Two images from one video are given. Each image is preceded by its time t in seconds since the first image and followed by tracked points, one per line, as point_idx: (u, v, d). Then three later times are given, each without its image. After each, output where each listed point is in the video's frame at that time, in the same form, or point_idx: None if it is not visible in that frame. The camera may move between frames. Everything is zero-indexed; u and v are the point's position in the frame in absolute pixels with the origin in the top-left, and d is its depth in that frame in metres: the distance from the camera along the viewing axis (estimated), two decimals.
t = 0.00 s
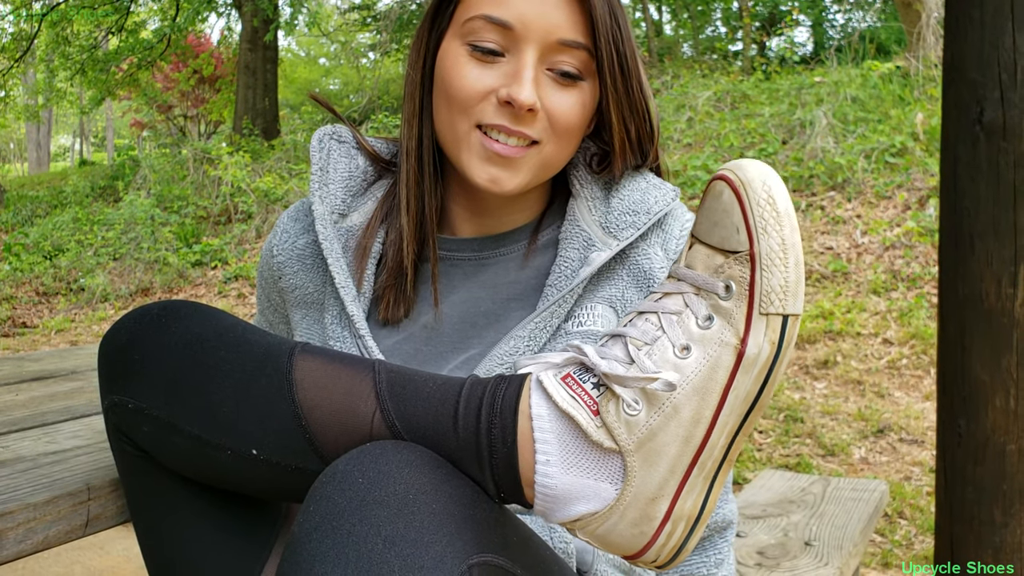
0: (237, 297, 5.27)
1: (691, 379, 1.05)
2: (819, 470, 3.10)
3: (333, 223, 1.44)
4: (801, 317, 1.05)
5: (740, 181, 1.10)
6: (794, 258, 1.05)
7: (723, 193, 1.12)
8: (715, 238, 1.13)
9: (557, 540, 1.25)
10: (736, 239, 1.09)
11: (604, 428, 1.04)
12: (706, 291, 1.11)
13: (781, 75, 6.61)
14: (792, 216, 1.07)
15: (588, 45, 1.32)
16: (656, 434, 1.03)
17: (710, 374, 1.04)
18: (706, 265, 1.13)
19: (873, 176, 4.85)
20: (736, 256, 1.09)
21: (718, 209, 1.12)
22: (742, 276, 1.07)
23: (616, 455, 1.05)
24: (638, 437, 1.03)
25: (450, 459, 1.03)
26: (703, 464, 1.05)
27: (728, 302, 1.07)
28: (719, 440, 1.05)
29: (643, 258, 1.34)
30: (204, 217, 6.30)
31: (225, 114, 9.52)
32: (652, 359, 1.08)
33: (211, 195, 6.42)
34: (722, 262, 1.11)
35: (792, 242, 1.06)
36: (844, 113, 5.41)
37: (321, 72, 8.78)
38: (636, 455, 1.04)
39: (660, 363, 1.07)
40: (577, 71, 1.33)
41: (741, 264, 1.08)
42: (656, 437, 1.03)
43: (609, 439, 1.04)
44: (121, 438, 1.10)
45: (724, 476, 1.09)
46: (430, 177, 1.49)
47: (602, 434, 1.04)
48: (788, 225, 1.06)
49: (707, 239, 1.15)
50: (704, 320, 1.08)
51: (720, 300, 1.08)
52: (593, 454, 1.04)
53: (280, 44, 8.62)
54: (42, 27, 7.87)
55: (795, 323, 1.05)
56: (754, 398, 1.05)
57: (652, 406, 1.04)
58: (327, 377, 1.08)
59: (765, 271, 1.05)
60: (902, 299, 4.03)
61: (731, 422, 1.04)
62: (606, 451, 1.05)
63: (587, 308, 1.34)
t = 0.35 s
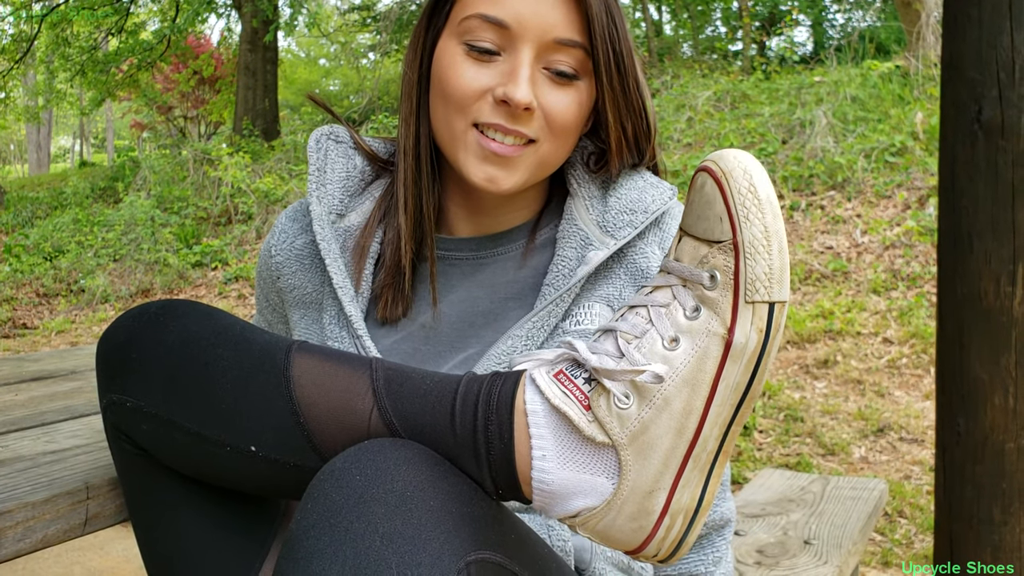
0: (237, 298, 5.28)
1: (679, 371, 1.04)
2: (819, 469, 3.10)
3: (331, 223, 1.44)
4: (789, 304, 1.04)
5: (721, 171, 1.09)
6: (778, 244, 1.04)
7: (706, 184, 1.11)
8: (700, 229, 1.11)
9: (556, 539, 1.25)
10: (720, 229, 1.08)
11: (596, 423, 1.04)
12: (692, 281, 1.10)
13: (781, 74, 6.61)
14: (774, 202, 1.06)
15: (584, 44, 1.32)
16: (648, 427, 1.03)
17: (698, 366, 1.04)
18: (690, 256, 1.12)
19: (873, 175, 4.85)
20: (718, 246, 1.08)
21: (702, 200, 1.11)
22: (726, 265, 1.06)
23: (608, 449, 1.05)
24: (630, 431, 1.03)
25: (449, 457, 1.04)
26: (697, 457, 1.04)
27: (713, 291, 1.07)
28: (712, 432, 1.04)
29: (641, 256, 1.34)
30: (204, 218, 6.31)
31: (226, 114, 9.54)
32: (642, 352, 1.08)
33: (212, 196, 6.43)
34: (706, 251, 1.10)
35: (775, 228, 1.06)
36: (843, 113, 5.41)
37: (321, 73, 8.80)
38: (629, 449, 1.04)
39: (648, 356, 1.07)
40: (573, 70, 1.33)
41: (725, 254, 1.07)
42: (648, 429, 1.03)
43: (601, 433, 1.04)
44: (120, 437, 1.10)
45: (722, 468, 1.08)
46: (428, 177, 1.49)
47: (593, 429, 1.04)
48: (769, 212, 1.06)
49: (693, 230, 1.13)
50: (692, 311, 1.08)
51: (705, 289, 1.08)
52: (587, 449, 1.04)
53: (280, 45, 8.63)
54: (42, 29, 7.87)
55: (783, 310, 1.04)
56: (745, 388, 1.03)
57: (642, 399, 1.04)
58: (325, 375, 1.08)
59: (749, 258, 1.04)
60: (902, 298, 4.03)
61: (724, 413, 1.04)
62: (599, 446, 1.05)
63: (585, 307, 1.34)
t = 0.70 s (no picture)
0: (238, 299, 5.28)
1: (683, 366, 1.05)
2: (820, 471, 3.10)
3: (331, 225, 1.44)
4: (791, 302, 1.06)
5: (729, 169, 1.11)
6: (784, 242, 1.06)
7: (713, 181, 1.13)
8: (702, 225, 1.13)
9: (555, 540, 1.25)
10: (725, 224, 1.09)
11: (600, 420, 1.04)
12: (695, 276, 1.11)
13: (782, 75, 6.61)
14: (780, 202, 1.08)
15: (584, 46, 1.32)
16: (652, 422, 1.04)
17: (702, 360, 1.05)
18: (693, 252, 1.13)
19: (874, 176, 4.85)
20: (725, 241, 1.09)
21: (708, 196, 1.12)
22: (732, 261, 1.08)
23: (612, 446, 1.05)
24: (633, 427, 1.04)
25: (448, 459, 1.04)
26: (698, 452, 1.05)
27: (718, 287, 1.08)
28: (713, 427, 1.05)
29: (641, 259, 1.35)
30: (205, 219, 6.31)
31: (227, 115, 9.55)
32: (643, 348, 1.08)
33: (213, 197, 6.43)
34: (711, 247, 1.11)
35: (781, 226, 1.07)
36: (844, 114, 5.41)
37: (322, 74, 8.82)
38: (632, 445, 1.04)
39: (651, 351, 1.07)
40: (573, 71, 1.33)
41: (732, 250, 1.08)
42: (652, 426, 1.04)
43: (604, 430, 1.04)
44: (119, 439, 1.10)
45: (721, 463, 1.09)
46: (427, 179, 1.49)
47: (597, 427, 1.04)
48: (776, 211, 1.07)
49: (694, 226, 1.14)
50: (693, 306, 1.09)
51: (709, 284, 1.09)
52: (589, 447, 1.05)
53: (282, 46, 8.64)
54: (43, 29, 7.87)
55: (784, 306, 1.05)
56: (746, 382, 1.05)
57: (645, 395, 1.04)
58: (325, 377, 1.08)
59: (757, 255, 1.05)
60: (903, 299, 4.04)
61: (724, 408, 1.05)
62: (603, 443, 1.05)
63: (585, 308, 1.34)
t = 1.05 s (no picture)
0: (238, 300, 5.29)
1: (669, 373, 1.05)
2: (819, 471, 3.10)
3: (328, 227, 1.45)
4: (772, 299, 1.05)
5: (694, 171, 1.09)
6: (756, 241, 1.05)
7: (680, 185, 1.11)
8: (678, 231, 1.12)
9: (553, 543, 1.26)
10: (699, 230, 1.08)
11: (589, 429, 1.04)
12: (678, 283, 1.11)
13: (782, 75, 6.62)
14: (749, 199, 1.06)
15: (579, 44, 1.32)
16: (642, 430, 1.04)
17: (689, 367, 1.04)
18: (672, 258, 1.13)
19: (874, 176, 4.85)
20: (699, 246, 1.08)
21: (678, 201, 1.11)
22: (708, 266, 1.07)
23: (604, 454, 1.05)
24: (624, 435, 1.04)
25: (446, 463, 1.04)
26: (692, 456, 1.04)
27: (697, 292, 1.07)
28: (706, 431, 1.04)
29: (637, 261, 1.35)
30: (205, 220, 6.32)
31: (227, 116, 9.56)
32: (632, 356, 1.08)
33: (213, 198, 6.43)
34: (688, 252, 1.10)
35: (753, 226, 1.06)
36: (844, 114, 5.41)
37: (323, 75, 8.84)
38: (623, 453, 1.04)
39: (638, 359, 1.08)
40: (568, 70, 1.34)
41: (706, 254, 1.07)
42: (642, 433, 1.04)
43: (595, 438, 1.05)
44: (117, 442, 1.10)
45: (717, 466, 1.08)
46: (425, 181, 1.49)
47: (587, 435, 1.04)
48: (745, 209, 1.06)
49: (671, 232, 1.13)
50: (680, 313, 1.09)
51: (690, 290, 1.08)
52: (582, 454, 1.05)
53: (282, 46, 8.65)
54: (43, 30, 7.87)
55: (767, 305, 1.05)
56: (735, 386, 1.04)
57: (634, 403, 1.04)
58: (322, 380, 1.09)
59: (730, 257, 1.04)
60: (903, 300, 4.04)
61: (716, 412, 1.04)
62: (594, 451, 1.05)
63: (581, 312, 1.34)
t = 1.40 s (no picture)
0: (238, 300, 5.29)
1: (664, 367, 1.06)
2: (818, 471, 3.09)
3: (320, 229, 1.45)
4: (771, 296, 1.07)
5: (704, 167, 1.11)
6: (761, 238, 1.07)
7: (689, 181, 1.13)
8: (680, 225, 1.13)
9: (545, 543, 1.25)
10: (704, 224, 1.10)
11: (583, 422, 1.05)
12: (676, 276, 1.12)
13: (782, 75, 6.62)
14: (756, 198, 1.09)
15: (565, 42, 1.33)
16: (636, 423, 1.04)
17: (684, 359, 1.06)
18: (673, 252, 1.14)
19: (873, 176, 4.85)
20: (703, 241, 1.10)
21: (685, 196, 1.13)
22: (711, 260, 1.09)
23: (597, 448, 1.05)
24: (618, 428, 1.04)
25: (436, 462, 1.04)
26: (683, 451, 1.05)
27: (697, 285, 1.09)
28: (697, 426, 1.05)
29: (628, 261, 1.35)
30: (205, 221, 6.33)
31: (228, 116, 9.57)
32: (626, 349, 1.08)
33: (213, 198, 6.44)
34: (691, 247, 1.12)
35: (758, 223, 1.08)
36: (844, 114, 5.41)
37: (323, 75, 8.86)
38: (617, 445, 1.04)
39: (633, 351, 1.08)
40: (556, 69, 1.34)
41: (710, 248, 1.09)
42: (636, 425, 1.04)
43: (589, 432, 1.05)
44: (108, 443, 1.10)
45: (707, 461, 1.09)
46: (416, 182, 1.50)
47: (582, 428, 1.04)
48: (752, 207, 1.08)
49: (672, 226, 1.15)
50: (674, 305, 1.09)
51: (689, 283, 1.10)
52: (574, 448, 1.05)
53: (283, 47, 8.66)
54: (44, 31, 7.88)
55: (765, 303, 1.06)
56: (729, 380, 1.06)
57: (628, 395, 1.05)
58: (313, 381, 1.09)
59: (734, 253, 1.06)
60: (902, 299, 4.03)
61: (709, 406, 1.05)
62: (587, 445, 1.05)
63: (573, 312, 1.34)
